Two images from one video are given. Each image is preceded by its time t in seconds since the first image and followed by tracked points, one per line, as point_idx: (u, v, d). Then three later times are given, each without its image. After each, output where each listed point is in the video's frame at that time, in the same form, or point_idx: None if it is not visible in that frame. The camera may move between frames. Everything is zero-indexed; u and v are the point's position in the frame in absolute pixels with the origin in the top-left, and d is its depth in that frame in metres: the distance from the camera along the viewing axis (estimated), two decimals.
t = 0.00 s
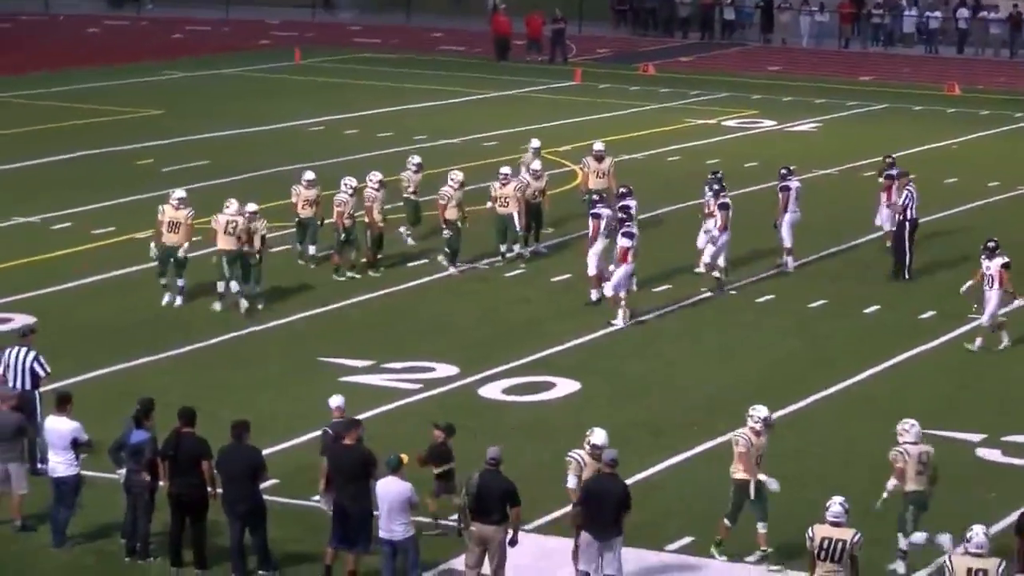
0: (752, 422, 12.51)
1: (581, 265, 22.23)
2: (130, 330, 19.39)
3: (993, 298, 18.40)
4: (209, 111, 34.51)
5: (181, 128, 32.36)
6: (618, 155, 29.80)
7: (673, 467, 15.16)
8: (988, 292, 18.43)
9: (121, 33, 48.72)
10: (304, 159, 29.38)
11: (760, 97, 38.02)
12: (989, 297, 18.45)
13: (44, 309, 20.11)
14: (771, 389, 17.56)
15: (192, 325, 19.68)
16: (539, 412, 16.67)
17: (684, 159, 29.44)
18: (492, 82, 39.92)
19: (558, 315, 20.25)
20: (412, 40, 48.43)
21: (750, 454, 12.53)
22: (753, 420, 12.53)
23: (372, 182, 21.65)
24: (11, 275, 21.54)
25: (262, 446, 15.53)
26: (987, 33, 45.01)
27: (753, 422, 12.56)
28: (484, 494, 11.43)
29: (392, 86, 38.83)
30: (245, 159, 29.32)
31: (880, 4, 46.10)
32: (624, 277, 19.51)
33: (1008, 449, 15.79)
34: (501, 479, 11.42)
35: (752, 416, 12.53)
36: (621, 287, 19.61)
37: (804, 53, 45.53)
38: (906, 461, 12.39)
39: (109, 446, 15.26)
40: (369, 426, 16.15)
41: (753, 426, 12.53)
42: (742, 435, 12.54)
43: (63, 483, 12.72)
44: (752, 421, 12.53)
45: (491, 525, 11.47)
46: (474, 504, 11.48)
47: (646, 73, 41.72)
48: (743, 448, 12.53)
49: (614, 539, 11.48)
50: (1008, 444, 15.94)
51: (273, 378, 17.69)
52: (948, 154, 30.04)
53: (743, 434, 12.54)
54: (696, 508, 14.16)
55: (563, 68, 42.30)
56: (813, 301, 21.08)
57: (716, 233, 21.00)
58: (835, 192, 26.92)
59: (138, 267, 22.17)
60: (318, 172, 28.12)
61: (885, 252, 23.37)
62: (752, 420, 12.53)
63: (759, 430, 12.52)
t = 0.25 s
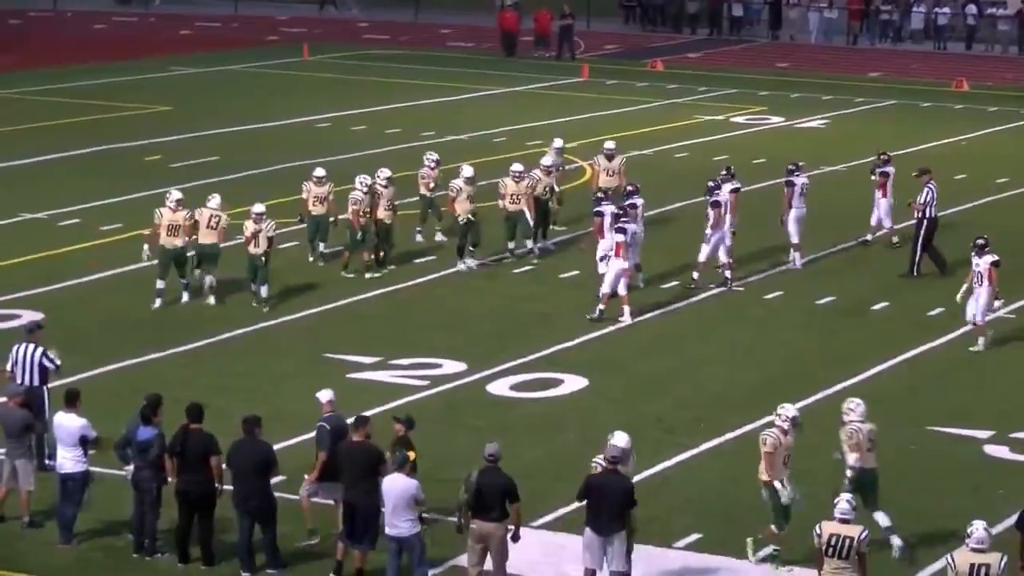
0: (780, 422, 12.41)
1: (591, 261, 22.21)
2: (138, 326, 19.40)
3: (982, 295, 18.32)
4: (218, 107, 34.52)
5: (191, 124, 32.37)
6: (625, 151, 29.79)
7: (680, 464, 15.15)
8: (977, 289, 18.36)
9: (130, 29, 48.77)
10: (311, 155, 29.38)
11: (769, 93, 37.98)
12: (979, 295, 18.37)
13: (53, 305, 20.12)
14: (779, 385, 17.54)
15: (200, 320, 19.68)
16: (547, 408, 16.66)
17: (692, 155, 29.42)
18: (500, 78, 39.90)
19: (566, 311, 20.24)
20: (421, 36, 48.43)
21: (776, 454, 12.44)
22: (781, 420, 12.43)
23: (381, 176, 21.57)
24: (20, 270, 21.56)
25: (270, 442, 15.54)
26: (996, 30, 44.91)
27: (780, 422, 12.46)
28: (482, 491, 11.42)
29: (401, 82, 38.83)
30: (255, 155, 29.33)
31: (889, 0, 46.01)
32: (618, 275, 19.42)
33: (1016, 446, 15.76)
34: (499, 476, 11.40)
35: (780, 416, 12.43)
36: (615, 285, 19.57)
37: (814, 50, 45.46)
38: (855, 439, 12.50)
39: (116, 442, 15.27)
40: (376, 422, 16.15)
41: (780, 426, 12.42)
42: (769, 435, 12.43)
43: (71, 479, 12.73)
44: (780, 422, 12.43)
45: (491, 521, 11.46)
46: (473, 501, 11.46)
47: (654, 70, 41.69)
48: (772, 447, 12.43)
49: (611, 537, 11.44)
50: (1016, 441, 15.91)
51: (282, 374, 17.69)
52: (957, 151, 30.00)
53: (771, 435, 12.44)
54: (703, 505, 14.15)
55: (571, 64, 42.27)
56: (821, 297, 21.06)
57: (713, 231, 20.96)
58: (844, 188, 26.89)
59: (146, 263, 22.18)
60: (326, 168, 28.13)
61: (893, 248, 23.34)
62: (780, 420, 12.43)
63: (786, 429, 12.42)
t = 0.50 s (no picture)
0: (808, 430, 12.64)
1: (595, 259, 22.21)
2: (142, 324, 19.43)
3: (965, 299, 18.33)
4: (222, 105, 34.52)
5: (194, 122, 32.37)
6: (629, 150, 29.81)
7: (682, 463, 15.14)
8: (958, 294, 18.36)
9: (135, 28, 48.78)
10: (316, 153, 29.40)
11: (773, 92, 37.98)
12: (960, 300, 18.37)
13: (57, 303, 20.12)
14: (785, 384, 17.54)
15: (204, 319, 19.70)
16: (550, 407, 16.66)
17: (695, 153, 29.42)
18: (505, 76, 39.92)
19: (569, 309, 20.26)
20: (425, 35, 48.43)
21: (804, 465, 12.68)
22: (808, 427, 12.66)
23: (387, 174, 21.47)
24: (25, 269, 21.58)
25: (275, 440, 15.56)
26: (1000, 28, 44.89)
27: (807, 431, 12.71)
28: (480, 490, 11.42)
29: (405, 80, 38.84)
30: (259, 154, 29.34)
31: None
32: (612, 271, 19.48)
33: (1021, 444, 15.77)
34: (496, 475, 11.41)
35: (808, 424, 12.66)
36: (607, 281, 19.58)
37: (818, 48, 45.46)
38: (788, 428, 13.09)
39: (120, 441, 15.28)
40: (383, 420, 16.18)
41: (807, 434, 12.65)
42: (795, 442, 12.64)
43: (75, 478, 12.75)
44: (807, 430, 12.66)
45: (490, 520, 11.46)
46: (471, 501, 11.47)
47: (659, 68, 41.70)
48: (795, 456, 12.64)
49: (604, 533, 11.44)
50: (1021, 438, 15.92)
51: (286, 373, 17.71)
52: (961, 149, 30.00)
53: (796, 442, 12.65)
54: (707, 503, 14.16)
55: (576, 63, 42.29)
56: (825, 296, 21.04)
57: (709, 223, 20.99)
58: (847, 186, 26.88)
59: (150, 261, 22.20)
60: (329, 166, 28.14)
61: (897, 246, 23.35)
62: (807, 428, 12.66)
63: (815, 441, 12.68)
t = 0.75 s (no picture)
0: (829, 429, 12.56)
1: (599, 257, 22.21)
2: (145, 323, 19.43)
3: (948, 298, 18.25)
4: (226, 104, 34.52)
5: (199, 120, 32.38)
6: (633, 148, 29.80)
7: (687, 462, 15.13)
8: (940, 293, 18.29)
9: (139, 26, 48.80)
10: (319, 152, 29.38)
11: (776, 90, 37.96)
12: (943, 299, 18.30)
13: (61, 302, 20.12)
14: (791, 383, 17.53)
15: (208, 318, 19.69)
16: (555, 406, 16.66)
17: (699, 152, 29.41)
18: (509, 75, 39.90)
19: (575, 308, 20.26)
20: (430, 34, 48.44)
21: (829, 462, 12.61)
22: (829, 427, 12.58)
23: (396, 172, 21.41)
24: (28, 268, 21.57)
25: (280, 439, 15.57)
26: (1005, 26, 44.86)
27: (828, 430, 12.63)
28: (486, 491, 11.42)
29: (408, 79, 38.82)
30: (263, 153, 29.32)
31: None
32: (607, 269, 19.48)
33: None
34: (502, 475, 11.40)
35: (827, 423, 12.58)
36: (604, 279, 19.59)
37: (822, 47, 45.44)
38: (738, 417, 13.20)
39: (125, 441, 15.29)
40: (388, 419, 16.18)
41: (829, 433, 12.57)
42: (817, 443, 12.57)
43: (79, 477, 12.76)
44: (828, 429, 12.57)
45: (495, 520, 11.46)
46: (477, 501, 11.46)
47: (662, 67, 41.66)
48: (819, 457, 12.57)
49: (606, 532, 11.45)
50: None
51: (291, 372, 17.71)
52: (965, 148, 30.00)
53: (817, 443, 12.58)
54: (712, 502, 14.17)
55: (580, 62, 42.25)
56: (829, 296, 21.00)
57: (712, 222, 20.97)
58: (852, 185, 26.88)
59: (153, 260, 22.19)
60: (332, 166, 28.13)
61: (901, 246, 23.35)
62: (828, 427, 12.58)
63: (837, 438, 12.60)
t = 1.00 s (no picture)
0: (858, 434, 12.36)
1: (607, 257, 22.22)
2: (152, 323, 19.44)
3: (934, 298, 18.09)
4: (233, 104, 34.52)
5: (207, 120, 32.40)
6: (641, 148, 29.80)
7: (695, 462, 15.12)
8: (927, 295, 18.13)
9: (147, 26, 48.78)
10: (326, 152, 29.39)
11: (784, 90, 37.94)
12: (931, 301, 18.13)
13: (69, 301, 20.14)
14: (799, 383, 17.53)
15: (216, 318, 19.70)
16: (562, 405, 16.66)
17: (707, 152, 29.40)
18: (516, 75, 39.90)
19: (582, 308, 20.26)
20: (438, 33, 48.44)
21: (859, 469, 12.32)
22: (858, 433, 12.38)
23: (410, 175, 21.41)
24: (36, 267, 21.58)
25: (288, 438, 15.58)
26: (1014, 26, 44.83)
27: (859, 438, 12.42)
28: (496, 490, 11.43)
29: (416, 79, 38.81)
30: (270, 152, 29.33)
31: None
32: (608, 269, 19.45)
33: None
34: (513, 475, 11.41)
35: (857, 431, 12.39)
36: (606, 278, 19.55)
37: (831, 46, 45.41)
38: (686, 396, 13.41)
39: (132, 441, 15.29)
40: (396, 419, 16.19)
41: (859, 439, 12.37)
42: (846, 449, 12.35)
43: (88, 476, 12.76)
44: (858, 435, 12.37)
45: (505, 520, 11.46)
46: (488, 501, 11.47)
47: (670, 66, 41.64)
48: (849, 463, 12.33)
49: (610, 532, 11.45)
50: None
51: (298, 371, 17.71)
52: (974, 148, 29.97)
53: (847, 449, 12.36)
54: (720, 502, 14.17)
55: (587, 62, 42.24)
56: (836, 295, 20.98)
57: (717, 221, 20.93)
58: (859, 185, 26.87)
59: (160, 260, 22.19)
60: (340, 165, 28.13)
61: (908, 246, 23.34)
62: (858, 434, 12.38)
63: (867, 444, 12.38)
